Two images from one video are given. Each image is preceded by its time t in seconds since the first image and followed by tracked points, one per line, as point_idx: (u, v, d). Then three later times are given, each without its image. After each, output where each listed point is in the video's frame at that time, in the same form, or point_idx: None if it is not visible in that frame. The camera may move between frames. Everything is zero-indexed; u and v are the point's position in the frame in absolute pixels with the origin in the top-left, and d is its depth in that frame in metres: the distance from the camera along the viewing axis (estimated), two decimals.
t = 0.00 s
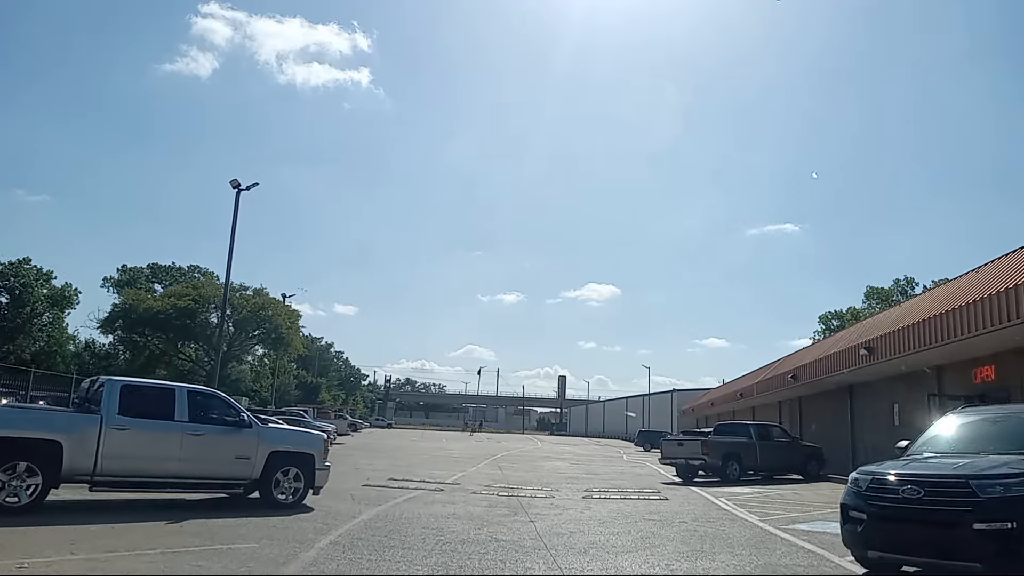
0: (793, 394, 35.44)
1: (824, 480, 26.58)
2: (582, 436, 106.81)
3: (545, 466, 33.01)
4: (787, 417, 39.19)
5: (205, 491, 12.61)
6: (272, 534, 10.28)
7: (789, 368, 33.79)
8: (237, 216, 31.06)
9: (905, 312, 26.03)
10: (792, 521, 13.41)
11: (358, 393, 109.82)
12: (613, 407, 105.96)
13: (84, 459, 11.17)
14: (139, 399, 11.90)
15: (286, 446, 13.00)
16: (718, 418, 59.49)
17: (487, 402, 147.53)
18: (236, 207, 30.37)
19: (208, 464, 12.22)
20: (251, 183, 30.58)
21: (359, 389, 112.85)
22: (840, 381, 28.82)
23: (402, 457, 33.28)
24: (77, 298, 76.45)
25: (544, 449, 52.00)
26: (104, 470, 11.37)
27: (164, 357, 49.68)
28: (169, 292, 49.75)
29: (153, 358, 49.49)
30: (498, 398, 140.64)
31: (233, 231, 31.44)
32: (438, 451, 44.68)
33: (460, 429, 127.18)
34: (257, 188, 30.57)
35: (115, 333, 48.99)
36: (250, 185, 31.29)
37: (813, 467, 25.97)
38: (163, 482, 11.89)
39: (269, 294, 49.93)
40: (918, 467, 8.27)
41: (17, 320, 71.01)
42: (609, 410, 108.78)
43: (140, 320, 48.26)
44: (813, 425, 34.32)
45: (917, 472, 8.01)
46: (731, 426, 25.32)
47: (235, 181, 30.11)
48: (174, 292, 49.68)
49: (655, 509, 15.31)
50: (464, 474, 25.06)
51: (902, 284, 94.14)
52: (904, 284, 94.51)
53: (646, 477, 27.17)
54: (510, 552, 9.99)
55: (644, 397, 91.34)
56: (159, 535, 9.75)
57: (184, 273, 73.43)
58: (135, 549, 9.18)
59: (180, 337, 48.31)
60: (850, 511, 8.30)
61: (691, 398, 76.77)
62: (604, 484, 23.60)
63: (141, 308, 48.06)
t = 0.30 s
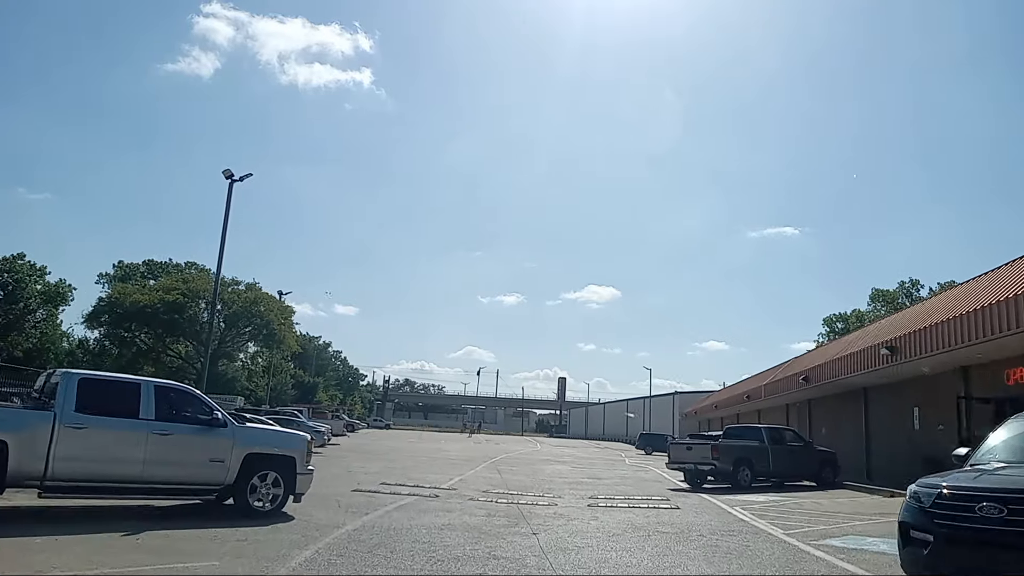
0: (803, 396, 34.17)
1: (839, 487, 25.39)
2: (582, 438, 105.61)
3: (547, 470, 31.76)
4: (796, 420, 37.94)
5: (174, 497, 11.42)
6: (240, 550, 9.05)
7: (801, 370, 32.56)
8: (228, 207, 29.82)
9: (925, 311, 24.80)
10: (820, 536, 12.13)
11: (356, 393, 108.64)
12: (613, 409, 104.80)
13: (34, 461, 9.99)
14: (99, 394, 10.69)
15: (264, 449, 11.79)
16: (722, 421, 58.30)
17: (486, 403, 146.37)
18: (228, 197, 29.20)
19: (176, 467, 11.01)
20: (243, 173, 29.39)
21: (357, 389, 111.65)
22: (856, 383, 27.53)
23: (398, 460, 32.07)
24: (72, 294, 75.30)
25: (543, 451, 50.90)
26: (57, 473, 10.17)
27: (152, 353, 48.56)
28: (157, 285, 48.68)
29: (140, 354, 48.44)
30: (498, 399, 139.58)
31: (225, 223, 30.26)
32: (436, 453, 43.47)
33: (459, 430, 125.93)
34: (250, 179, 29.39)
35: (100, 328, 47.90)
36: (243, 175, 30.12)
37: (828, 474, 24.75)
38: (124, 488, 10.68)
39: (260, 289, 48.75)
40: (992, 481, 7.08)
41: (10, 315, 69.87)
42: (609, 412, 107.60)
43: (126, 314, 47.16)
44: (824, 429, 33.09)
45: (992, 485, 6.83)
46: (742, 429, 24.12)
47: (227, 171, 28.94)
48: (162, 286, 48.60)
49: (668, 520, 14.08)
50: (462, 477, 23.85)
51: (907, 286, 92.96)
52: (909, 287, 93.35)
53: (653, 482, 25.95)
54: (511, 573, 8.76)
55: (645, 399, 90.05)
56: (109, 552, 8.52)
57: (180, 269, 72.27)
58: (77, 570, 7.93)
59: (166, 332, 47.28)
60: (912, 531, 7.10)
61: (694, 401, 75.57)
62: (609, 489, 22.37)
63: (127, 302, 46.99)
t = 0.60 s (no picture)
0: (814, 397, 32.88)
1: (854, 492, 24.17)
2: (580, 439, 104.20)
3: (547, 472, 30.47)
4: (804, 422, 36.68)
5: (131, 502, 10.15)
6: (197, 566, 7.82)
7: (811, 370, 31.28)
8: (217, 195, 28.53)
9: (947, 308, 23.53)
10: (854, 550, 10.89)
11: (352, 392, 107.21)
12: (612, 410, 103.48)
13: None
14: (45, 385, 9.42)
15: (234, 449, 10.51)
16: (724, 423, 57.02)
17: (483, 403, 145.02)
18: (216, 184, 27.92)
19: (133, 469, 9.73)
20: (233, 159, 28.10)
21: (353, 387, 110.24)
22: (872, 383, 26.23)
23: (391, 460, 30.75)
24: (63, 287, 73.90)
25: (542, 453, 49.63)
26: None
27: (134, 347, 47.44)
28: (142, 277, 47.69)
29: (122, 347, 47.48)
30: (495, 399, 138.17)
31: (212, 211, 28.96)
32: (431, 454, 42.17)
33: (456, 430, 124.45)
34: (239, 165, 28.09)
35: (81, 320, 46.81)
36: (232, 162, 28.83)
37: (843, 478, 23.58)
38: (72, 492, 9.42)
39: (249, 281, 47.75)
40: None
41: None
42: (608, 412, 106.23)
43: (108, 305, 46.07)
44: (835, 432, 31.81)
45: None
46: (753, 430, 22.90)
47: (215, 157, 27.65)
48: (147, 277, 47.59)
49: (682, 531, 12.82)
50: (458, 479, 22.58)
51: (910, 288, 91.59)
52: (912, 288, 91.99)
53: (658, 486, 24.70)
54: None
55: (645, 400, 88.77)
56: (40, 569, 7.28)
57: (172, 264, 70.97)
58: None
59: (150, 324, 46.42)
60: (996, 552, 6.90)
61: (694, 402, 74.29)
62: (614, 493, 21.13)
63: (109, 293, 46.06)
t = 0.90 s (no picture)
0: (815, 386, 31.77)
1: (863, 483, 23.09)
2: (574, 433, 103.17)
3: (542, 467, 29.33)
4: (804, 411, 35.60)
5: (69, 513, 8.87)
6: None
7: (813, 357, 30.18)
8: (189, 183, 27.16)
9: (959, 289, 22.40)
10: (890, 554, 9.76)
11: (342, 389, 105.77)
12: (605, 404, 102.42)
13: None
14: None
15: (189, 450, 9.28)
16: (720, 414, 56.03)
17: (475, 398, 143.87)
18: (189, 172, 26.58)
19: (71, 475, 8.48)
20: (206, 147, 26.75)
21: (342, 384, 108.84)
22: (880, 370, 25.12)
23: (379, 458, 29.50)
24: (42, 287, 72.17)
25: (535, 447, 48.52)
26: None
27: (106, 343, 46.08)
28: (113, 271, 46.41)
29: (94, 344, 46.09)
30: (487, 394, 137.00)
31: (185, 200, 27.54)
32: (421, 450, 40.91)
33: (448, 425, 123.24)
34: (213, 152, 26.73)
35: (50, 316, 45.40)
36: (205, 148, 27.46)
37: (851, 469, 22.44)
38: None
39: (226, 274, 46.49)
40: None
41: None
42: (601, 405, 105.19)
43: (78, 300, 44.71)
44: (838, 421, 30.71)
45: None
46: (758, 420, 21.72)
47: (189, 144, 26.34)
48: (119, 271, 46.29)
49: (693, 532, 11.68)
50: (448, 477, 21.40)
51: (903, 275, 90.73)
52: (906, 275, 91.09)
53: (659, 481, 23.58)
54: None
55: (638, 393, 87.74)
56: None
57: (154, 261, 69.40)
58: None
59: (123, 319, 45.23)
60: None
61: (688, 394, 73.29)
62: (613, 489, 20.00)
63: (77, 286, 44.78)
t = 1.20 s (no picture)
0: (823, 388, 30.54)
1: (877, 491, 21.88)
2: (568, 433, 102.00)
3: (537, 468, 28.14)
4: (809, 415, 34.42)
5: None
6: None
7: (822, 358, 28.97)
8: (173, 164, 25.85)
9: (983, 288, 21.16)
10: None
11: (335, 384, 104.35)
12: (600, 404, 101.29)
13: None
14: None
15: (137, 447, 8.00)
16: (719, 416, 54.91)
17: (470, 396, 142.62)
18: (174, 154, 25.32)
19: None
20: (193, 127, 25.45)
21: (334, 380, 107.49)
22: (896, 371, 23.85)
23: (367, 456, 28.26)
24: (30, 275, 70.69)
25: (530, 447, 47.33)
26: None
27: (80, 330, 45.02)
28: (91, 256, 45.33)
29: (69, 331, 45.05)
30: (481, 392, 135.80)
31: (169, 182, 26.24)
32: (413, 448, 39.65)
33: (442, 423, 121.98)
34: (199, 132, 25.43)
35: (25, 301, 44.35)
36: (192, 129, 26.16)
37: (865, 477, 21.22)
38: None
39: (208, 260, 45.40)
40: None
41: None
42: (596, 405, 104.04)
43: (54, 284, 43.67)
44: (846, 425, 29.52)
45: None
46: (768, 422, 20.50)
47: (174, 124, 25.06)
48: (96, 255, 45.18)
49: (707, 547, 10.49)
50: (439, 478, 20.20)
51: (905, 278, 89.68)
52: (907, 279, 90.03)
53: (660, 485, 22.41)
54: None
55: (635, 392, 86.60)
56: None
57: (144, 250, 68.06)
58: None
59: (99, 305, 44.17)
60: None
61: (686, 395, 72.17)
62: (613, 493, 18.83)
63: (53, 270, 43.73)
